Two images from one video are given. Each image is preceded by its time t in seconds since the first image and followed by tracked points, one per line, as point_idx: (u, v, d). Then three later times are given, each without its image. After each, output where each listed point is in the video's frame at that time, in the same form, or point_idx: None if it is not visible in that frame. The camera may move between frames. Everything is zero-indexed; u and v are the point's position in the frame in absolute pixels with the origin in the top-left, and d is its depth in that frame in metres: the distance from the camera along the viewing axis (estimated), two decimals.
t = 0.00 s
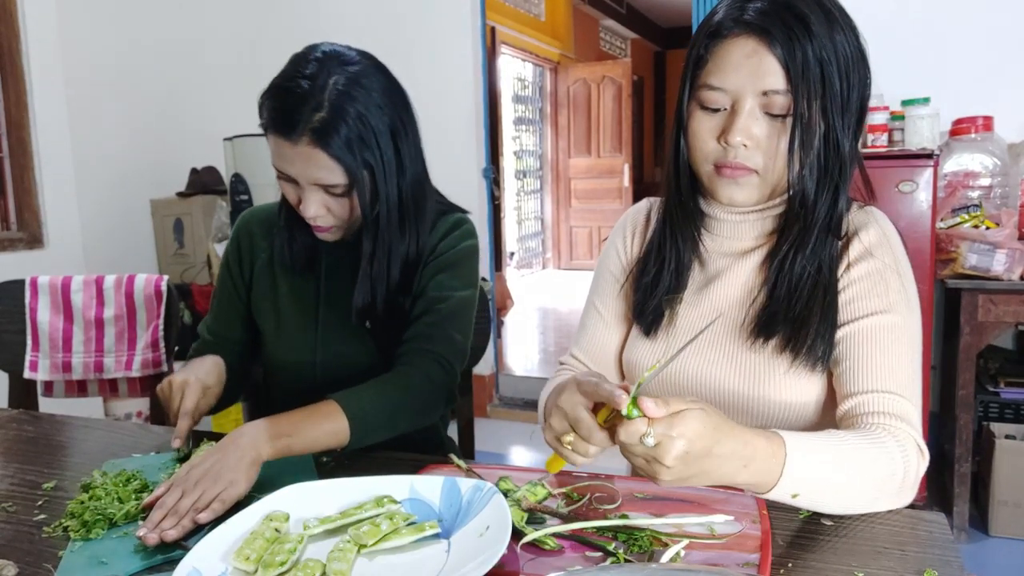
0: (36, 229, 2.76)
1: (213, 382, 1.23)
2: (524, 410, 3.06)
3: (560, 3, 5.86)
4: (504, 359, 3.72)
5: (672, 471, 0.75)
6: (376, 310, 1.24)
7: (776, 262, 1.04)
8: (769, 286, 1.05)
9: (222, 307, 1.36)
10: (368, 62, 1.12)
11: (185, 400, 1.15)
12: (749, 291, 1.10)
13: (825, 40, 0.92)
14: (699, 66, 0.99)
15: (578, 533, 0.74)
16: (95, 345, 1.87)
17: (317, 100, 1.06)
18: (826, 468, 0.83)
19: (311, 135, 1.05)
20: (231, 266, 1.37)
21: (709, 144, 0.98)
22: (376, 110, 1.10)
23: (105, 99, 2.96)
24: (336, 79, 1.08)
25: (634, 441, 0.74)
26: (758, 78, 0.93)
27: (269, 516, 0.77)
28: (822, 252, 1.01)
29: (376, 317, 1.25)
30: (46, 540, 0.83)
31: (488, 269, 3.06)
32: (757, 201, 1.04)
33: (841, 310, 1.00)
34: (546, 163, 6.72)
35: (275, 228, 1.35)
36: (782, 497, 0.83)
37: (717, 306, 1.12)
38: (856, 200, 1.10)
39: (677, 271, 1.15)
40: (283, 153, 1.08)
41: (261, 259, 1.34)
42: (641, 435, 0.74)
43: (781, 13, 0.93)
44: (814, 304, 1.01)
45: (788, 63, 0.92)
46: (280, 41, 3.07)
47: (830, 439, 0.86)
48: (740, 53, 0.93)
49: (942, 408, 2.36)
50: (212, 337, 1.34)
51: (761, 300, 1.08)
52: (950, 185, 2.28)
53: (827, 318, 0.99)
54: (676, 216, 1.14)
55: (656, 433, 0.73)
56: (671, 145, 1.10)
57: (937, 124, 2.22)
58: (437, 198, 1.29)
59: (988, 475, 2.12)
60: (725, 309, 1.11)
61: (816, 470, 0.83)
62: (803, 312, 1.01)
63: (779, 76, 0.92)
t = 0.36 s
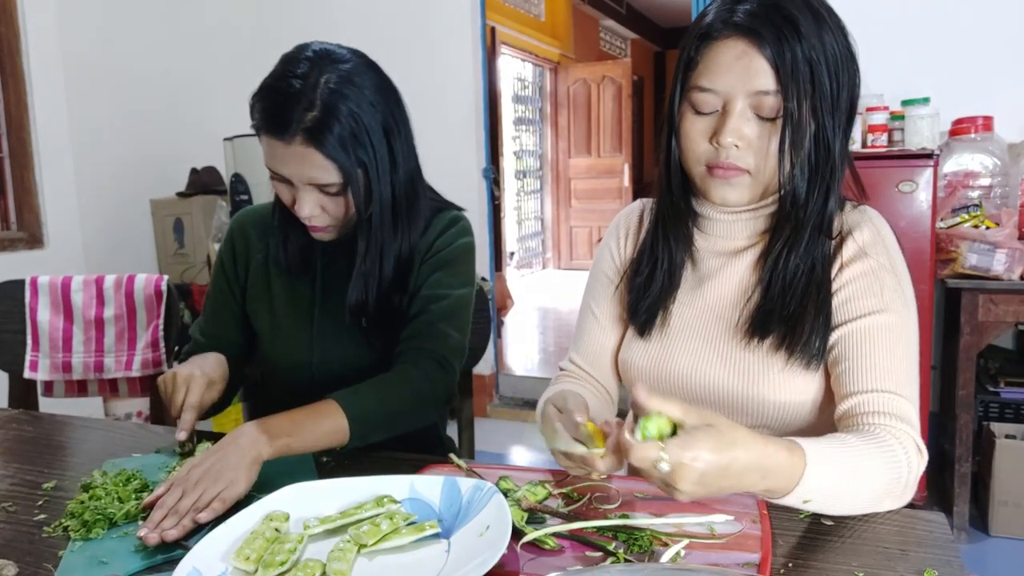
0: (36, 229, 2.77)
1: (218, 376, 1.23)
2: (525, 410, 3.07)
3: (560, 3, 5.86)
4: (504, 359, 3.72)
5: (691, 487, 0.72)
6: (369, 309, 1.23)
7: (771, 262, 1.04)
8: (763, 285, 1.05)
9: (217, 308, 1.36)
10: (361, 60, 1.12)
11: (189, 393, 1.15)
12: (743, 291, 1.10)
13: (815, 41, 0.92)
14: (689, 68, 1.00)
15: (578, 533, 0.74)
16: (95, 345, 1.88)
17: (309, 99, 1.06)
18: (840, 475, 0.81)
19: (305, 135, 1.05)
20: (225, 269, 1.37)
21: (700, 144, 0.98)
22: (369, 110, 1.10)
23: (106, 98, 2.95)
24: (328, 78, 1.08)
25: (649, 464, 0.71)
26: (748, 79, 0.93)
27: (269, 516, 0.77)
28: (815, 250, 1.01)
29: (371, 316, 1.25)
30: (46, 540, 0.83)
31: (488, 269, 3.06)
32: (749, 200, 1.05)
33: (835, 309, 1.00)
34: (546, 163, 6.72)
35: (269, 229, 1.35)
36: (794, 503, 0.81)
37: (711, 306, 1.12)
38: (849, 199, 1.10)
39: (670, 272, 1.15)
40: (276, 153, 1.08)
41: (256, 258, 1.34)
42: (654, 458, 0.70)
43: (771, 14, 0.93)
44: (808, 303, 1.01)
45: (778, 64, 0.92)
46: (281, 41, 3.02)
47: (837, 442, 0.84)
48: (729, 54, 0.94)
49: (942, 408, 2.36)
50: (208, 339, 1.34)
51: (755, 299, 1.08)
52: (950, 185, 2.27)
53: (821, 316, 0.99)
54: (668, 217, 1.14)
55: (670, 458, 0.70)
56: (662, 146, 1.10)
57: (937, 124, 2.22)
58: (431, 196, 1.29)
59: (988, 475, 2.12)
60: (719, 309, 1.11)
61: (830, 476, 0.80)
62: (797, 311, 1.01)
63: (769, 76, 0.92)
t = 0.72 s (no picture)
0: (36, 229, 2.79)
1: (208, 378, 1.22)
2: (525, 410, 3.07)
3: (559, 3, 5.86)
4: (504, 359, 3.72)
5: (728, 502, 0.68)
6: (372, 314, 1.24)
7: (769, 262, 1.05)
8: (762, 285, 1.06)
9: (215, 309, 1.36)
10: (361, 64, 1.12)
11: (181, 402, 1.13)
12: (742, 290, 1.10)
13: (815, 44, 0.92)
14: (689, 71, 0.99)
15: (578, 533, 0.74)
16: (95, 345, 1.89)
17: (309, 105, 1.06)
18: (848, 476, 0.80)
19: (306, 142, 1.05)
20: (225, 270, 1.37)
21: (701, 146, 0.98)
22: (368, 113, 1.10)
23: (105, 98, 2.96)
24: (328, 83, 1.07)
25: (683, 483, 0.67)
26: (749, 82, 0.93)
27: (269, 516, 0.78)
28: (813, 251, 1.02)
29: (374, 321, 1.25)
30: (46, 540, 0.83)
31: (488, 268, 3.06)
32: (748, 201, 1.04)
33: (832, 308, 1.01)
34: (546, 162, 6.72)
35: (269, 229, 1.35)
36: (808, 504, 0.80)
37: (710, 305, 1.12)
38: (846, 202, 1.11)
39: (669, 272, 1.15)
40: (278, 160, 1.08)
41: (257, 259, 1.34)
42: (689, 475, 0.66)
43: (770, 17, 0.93)
44: (807, 303, 1.01)
45: (779, 67, 0.92)
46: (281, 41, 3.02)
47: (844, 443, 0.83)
48: (730, 58, 0.94)
49: (942, 408, 2.36)
50: (206, 341, 1.34)
51: (754, 298, 1.08)
52: (950, 184, 2.27)
53: (821, 315, 1.00)
54: (666, 218, 1.14)
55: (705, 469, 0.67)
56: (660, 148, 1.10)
57: (937, 124, 2.22)
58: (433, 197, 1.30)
59: (988, 475, 2.12)
60: (717, 308, 1.11)
61: (842, 478, 0.80)
62: (796, 311, 1.02)
63: (770, 79, 0.92)
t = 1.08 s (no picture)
0: (36, 230, 2.75)
1: (200, 367, 1.23)
2: (525, 410, 3.07)
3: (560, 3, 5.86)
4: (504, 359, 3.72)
5: (725, 497, 0.68)
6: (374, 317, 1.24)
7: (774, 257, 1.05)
8: (767, 278, 1.06)
9: (217, 305, 1.36)
10: (367, 66, 1.12)
11: (169, 391, 1.15)
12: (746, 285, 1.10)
13: (833, 40, 0.93)
14: (708, 57, 0.99)
15: (577, 533, 0.74)
16: (95, 345, 1.88)
17: (314, 108, 1.06)
18: (848, 475, 0.80)
19: (310, 145, 1.05)
20: (227, 267, 1.37)
21: (712, 130, 0.96)
22: (373, 116, 1.09)
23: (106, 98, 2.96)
24: (333, 86, 1.07)
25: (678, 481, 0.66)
26: (766, 70, 0.93)
27: (269, 516, 0.78)
28: (817, 246, 1.03)
29: (375, 325, 1.25)
30: (46, 540, 0.83)
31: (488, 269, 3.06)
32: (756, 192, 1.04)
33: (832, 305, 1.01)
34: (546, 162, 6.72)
35: (272, 228, 1.35)
36: (808, 503, 0.80)
37: (714, 297, 1.12)
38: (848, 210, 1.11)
39: (674, 260, 1.15)
40: (283, 162, 1.08)
41: (259, 258, 1.34)
42: (682, 474, 0.66)
43: (791, 8, 0.94)
44: (808, 298, 1.02)
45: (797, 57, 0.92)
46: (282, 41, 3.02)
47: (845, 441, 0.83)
48: (749, 45, 0.94)
49: (942, 408, 2.36)
50: (206, 338, 1.34)
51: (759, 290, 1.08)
52: (950, 185, 2.27)
53: (820, 312, 1.00)
54: (671, 209, 1.14)
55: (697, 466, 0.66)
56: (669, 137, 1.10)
57: (937, 124, 2.22)
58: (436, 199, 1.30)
59: (988, 475, 2.12)
60: (720, 300, 1.11)
61: (842, 478, 0.80)
62: (799, 305, 1.02)
63: (787, 69, 0.93)
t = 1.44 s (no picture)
0: (36, 229, 2.79)
1: (208, 376, 1.22)
2: (525, 410, 3.07)
3: (560, 3, 5.86)
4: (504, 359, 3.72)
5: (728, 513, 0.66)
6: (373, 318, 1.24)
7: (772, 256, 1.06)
8: (768, 281, 1.07)
9: (217, 306, 1.36)
10: (367, 68, 1.12)
11: (181, 398, 1.13)
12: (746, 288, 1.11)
13: (827, 38, 0.96)
14: (704, 58, 1.00)
15: (578, 534, 0.74)
16: (95, 345, 1.88)
17: (314, 111, 1.05)
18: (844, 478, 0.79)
19: (310, 147, 1.05)
20: (229, 268, 1.37)
21: (709, 129, 0.97)
22: (372, 118, 1.09)
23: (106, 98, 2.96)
24: (333, 88, 1.07)
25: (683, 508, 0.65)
26: (762, 67, 0.95)
27: (269, 516, 0.78)
28: (813, 241, 1.04)
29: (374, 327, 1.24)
30: (46, 540, 0.83)
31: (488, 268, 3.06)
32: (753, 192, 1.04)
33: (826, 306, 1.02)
34: (546, 162, 6.73)
35: (273, 227, 1.35)
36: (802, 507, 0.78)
37: (714, 302, 1.12)
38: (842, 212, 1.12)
39: (674, 265, 1.14)
40: (281, 163, 1.07)
41: (259, 259, 1.35)
42: (686, 498, 0.65)
43: (785, 9, 0.96)
44: (808, 299, 1.02)
45: (792, 54, 0.95)
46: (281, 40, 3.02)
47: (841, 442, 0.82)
48: (745, 44, 0.96)
49: (942, 408, 2.36)
50: (206, 338, 1.33)
51: (759, 292, 1.08)
52: (950, 185, 2.27)
53: (816, 311, 1.01)
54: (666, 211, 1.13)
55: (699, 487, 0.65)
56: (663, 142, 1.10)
57: (937, 124, 2.22)
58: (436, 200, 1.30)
59: (988, 475, 2.12)
60: (720, 303, 1.11)
61: (839, 480, 0.79)
62: (797, 305, 1.02)
63: (783, 65, 0.95)
